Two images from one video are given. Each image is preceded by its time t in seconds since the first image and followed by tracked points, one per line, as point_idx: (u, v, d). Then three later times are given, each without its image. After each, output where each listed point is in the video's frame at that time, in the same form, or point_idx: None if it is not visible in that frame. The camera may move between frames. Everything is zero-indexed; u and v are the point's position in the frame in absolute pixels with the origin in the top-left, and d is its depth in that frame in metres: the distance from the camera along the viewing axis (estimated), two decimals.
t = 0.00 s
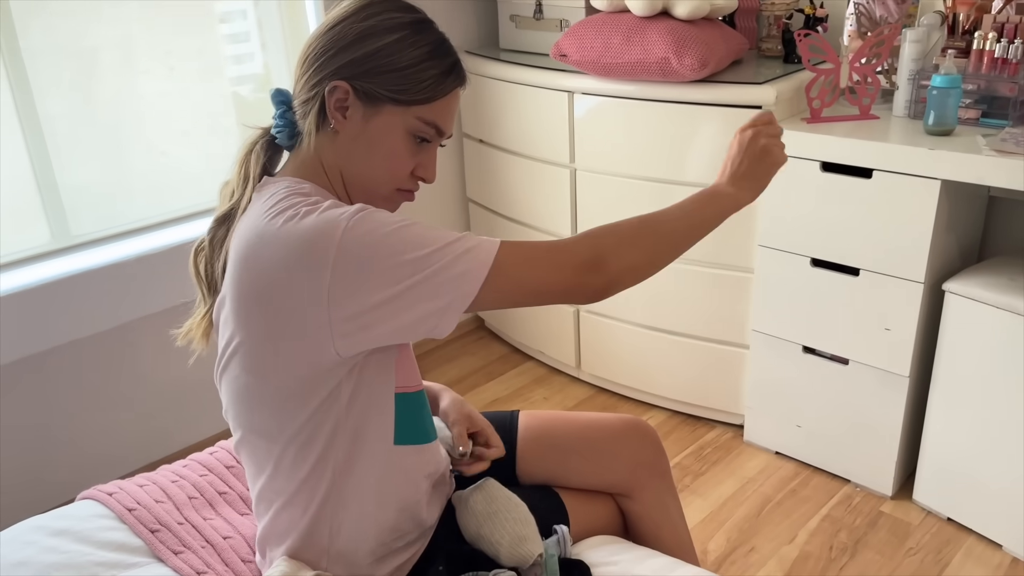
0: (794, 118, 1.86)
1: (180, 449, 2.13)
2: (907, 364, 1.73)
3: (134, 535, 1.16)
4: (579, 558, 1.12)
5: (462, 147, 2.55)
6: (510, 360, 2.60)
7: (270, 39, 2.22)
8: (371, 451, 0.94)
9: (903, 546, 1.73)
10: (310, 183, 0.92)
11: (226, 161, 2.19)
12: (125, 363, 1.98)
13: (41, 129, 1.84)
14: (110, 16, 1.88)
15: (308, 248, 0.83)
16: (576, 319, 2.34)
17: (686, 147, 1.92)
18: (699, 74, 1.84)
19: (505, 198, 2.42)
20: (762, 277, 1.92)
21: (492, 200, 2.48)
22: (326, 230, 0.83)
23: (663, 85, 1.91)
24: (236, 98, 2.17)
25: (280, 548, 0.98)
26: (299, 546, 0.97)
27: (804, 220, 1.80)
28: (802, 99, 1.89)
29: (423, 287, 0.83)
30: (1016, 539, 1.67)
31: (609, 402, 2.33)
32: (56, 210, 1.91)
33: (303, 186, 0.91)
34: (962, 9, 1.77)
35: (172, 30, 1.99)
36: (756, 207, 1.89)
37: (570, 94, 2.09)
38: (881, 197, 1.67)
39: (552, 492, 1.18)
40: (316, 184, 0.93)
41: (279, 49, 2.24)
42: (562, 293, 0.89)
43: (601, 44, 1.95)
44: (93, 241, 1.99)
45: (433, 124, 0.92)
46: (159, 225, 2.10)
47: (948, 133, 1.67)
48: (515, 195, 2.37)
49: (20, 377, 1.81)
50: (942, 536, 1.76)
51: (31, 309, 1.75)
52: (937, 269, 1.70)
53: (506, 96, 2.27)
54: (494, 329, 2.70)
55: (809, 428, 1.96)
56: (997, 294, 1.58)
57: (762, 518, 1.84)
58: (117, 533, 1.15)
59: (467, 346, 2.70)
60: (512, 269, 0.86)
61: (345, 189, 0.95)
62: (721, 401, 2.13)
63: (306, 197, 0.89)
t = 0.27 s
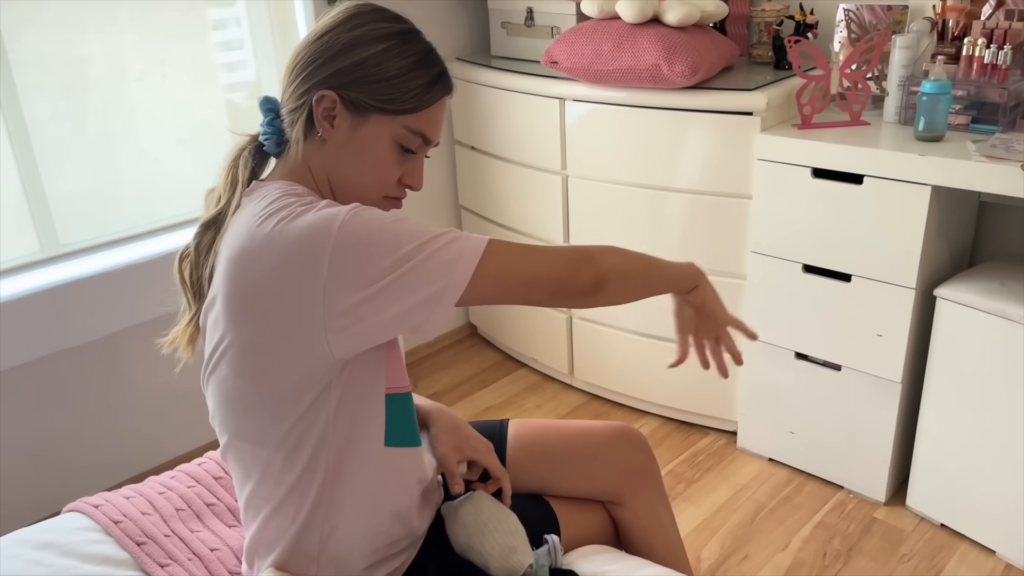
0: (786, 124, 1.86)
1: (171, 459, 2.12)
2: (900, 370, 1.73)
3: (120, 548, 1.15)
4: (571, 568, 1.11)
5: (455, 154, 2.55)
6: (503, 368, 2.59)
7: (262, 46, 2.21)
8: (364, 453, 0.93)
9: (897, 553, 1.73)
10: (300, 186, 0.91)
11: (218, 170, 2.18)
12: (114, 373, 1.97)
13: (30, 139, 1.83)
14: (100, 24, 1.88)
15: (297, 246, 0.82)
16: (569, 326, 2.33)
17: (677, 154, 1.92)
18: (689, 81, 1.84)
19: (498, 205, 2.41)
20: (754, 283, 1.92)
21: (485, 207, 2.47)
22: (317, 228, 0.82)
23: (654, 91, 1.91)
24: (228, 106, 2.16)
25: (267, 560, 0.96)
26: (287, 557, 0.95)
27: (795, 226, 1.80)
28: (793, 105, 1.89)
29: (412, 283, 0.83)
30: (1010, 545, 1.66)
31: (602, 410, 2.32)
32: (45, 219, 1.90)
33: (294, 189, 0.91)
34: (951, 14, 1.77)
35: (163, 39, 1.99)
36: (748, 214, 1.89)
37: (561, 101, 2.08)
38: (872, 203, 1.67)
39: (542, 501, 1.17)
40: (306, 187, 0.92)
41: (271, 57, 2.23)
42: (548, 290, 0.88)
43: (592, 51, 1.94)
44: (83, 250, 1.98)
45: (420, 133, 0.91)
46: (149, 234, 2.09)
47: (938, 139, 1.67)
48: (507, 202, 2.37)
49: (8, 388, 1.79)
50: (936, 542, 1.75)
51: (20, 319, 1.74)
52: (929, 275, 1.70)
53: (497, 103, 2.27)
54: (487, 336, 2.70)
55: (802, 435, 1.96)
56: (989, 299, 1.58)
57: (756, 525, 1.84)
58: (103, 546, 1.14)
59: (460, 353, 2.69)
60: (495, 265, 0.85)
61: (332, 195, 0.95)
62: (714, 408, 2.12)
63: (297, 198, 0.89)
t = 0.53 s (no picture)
0: (782, 127, 1.86)
1: (166, 463, 2.11)
2: (897, 372, 1.73)
3: (115, 553, 1.14)
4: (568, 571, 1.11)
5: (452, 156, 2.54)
6: (501, 370, 2.59)
7: (258, 48, 2.21)
8: (359, 459, 0.92)
9: (894, 555, 1.73)
10: (297, 188, 0.91)
11: (215, 173, 2.18)
12: (110, 377, 1.96)
13: (25, 142, 1.83)
14: (97, 26, 1.87)
15: (264, 255, 0.81)
16: (566, 328, 2.33)
17: (674, 157, 1.91)
18: (686, 83, 1.83)
19: (495, 208, 2.41)
20: (751, 286, 1.92)
21: (482, 210, 2.47)
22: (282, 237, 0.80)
23: (650, 94, 1.90)
24: (225, 108, 2.16)
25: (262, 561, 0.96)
26: (282, 560, 0.94)
27: (792, 228, 1.80)
28: (790, 108, 1.89)
29: (349, 299, 0.76)
30: (1007, 548, 1.66)
31: (600, 412, 2.32)
32: (40, 223, 1.90)
33: (289, 192, 0.90)
34: (948, 16, 1.77)
35: (159, 41, 1.98)
36: (745, 216, 1.89)
37: (558, 103, 2.08)
38: (869, 205, 1.67)
39: (538, 504, 1.16)
40: (303, 192, 0.91)
41: (268, 59, 2.23)
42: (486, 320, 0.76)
43: (589, 54, 1.94)
44: (79, 253, 1.97)
45: (423, 142, 0.89)
46: (145, 237, 2.08)
47: (935, 141, 1.67)
48: (504, 204, 2.37)
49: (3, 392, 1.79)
50: (933, 545, 1.75)
51: (15, 323, 1.73)
52: (926, 277, 1.70)
53: (494, 105, 2.26)
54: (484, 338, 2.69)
55: (800, 437, 1.95)
56: (986, 301, 1.58)
57: (753, 527, 1.83)
58: (98, 552, 1.14)
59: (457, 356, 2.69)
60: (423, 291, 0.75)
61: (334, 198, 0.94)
62: (711, 410, 2.12)
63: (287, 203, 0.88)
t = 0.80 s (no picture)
0: (781, 128, 1.87)
1: (167, 462, 2.12)
2: (895, 373, 1.74)
3: (116, 552, 1.15)
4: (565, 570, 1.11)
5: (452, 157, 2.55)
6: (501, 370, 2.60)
7: (260, 48, 2.21)
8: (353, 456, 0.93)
9: (892, 555, 1.73)
10: (309, 189, 0.92)
11: (216, 173, 2.19)
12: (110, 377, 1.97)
13: (28, 143, 1.83)
14: (99, 27, 1.88)
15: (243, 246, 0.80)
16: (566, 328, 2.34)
17: (673, 157, 1.92)
18: (685, 85, 1.84)
19: (495, 208, 2.42)
20: (750, 286, 1.93)
21: (482, 210, 2.48)
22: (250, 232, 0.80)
23: (650, 95, 1.91)
24: (226, 108, 2.17)
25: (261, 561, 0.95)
26: (283, 560, 0.94)
27: (791, 229, 1.81)
28: (789, 109, 1.90)
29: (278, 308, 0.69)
30: (1004, 547, 1.67)
31: (599, 412, 2.33)
32: (42, 223, 1.90)
33: (299, 191, 0.91)
34: (946, 18, 1.76)
35: (160, 42, 1.99)
36: (743, 217, 1.90)
37: (558, 104, 2.09)
38: (867, 207, 1.67)
39: (536, 502, 1.16)
40: (314, 193, 0.91)
41: (269, 59, 2.24)
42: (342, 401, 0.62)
43: (588, 55, 1.95)
44: (81, 254, 1.98)
45: (433, 156, 0.88)
46: (146, 237, 2.09)
47: (933, 142, 1.68)
48: (503, 204, 2.38)
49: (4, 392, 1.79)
50: (931, 544, 1.76)
51: (17, 323, 1.74)
52: (924, 278, 1.71)
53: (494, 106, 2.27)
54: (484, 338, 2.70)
55: (798, 437, 1.96)
56: (983, 302, 1.59)
57: (751, 527, 1.84)
58: (100, 551, 1.14)
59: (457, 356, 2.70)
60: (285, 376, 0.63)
61: (348, 202, 0.95)
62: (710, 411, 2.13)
63: (289, 202, 0.88)
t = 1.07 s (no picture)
0: (784, 128, 1.86)
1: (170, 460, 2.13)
2: (898, 374, 1.73)
3: (118, 550, 1.15)
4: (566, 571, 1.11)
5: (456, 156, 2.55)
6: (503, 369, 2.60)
7: (264, 47, 2.22)
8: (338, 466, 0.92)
9: (895, 557, 1.73)
10: (328, 195, 0.92)
11: (220, 171, 2.19)
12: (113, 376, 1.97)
13: (32, 141, 1.84)
14: (103, 25, 1.89)
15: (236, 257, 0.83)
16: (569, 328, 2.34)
17: (677, 157, 1.92)
18: (688, 85, 1.84)
19: (498, 207, 2.42)
20: (753, 287, 1.92)
21: (485, 209, 2.48)
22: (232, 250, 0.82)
23: (653, 95, 1.91)
24: (230, 106, 2.17)
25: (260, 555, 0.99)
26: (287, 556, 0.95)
27: (794, 230, 1.81)
28: (792, 109, 1.89)
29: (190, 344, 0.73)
30: (1007, 550, 1.66)
31: (601, 412, 2.32)
32: (46, 221, 1.91)
33: (317, 197, 0.91)
34: (950, 19, 1.77)
35: (163, 40, 1.99)
36: (747, 218, 1.89)
37: (562, 104, 2.09)
38: (871, 207, 1.67)
39: (538, 504, 1.16)
40: (333, 198, 0.91)
41: (274, 57, 2.24)
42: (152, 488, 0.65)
43: (592, 55, 1.95)
44: (85, 252, 1.99)
45: (453, 165, 0.88)
46: (150, 235, 2.09)
47: (937, 143, 1.67)
48: (506, 204, 2.37)
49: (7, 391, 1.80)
50: (934, 547, 1.75)
51: (20, 320, 1.74)
52: (928, 279, 1.70)
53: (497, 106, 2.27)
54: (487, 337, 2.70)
55: (801, 438, 1.96)
56: (987, 304, 1.58)
57: (753, 528, 1.84)
58: (102, 550, 1.15)
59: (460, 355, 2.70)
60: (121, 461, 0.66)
61: (371, 209, 0.95)
62: (712, 412, 2.13)
63: (301, 211, 0.88)
